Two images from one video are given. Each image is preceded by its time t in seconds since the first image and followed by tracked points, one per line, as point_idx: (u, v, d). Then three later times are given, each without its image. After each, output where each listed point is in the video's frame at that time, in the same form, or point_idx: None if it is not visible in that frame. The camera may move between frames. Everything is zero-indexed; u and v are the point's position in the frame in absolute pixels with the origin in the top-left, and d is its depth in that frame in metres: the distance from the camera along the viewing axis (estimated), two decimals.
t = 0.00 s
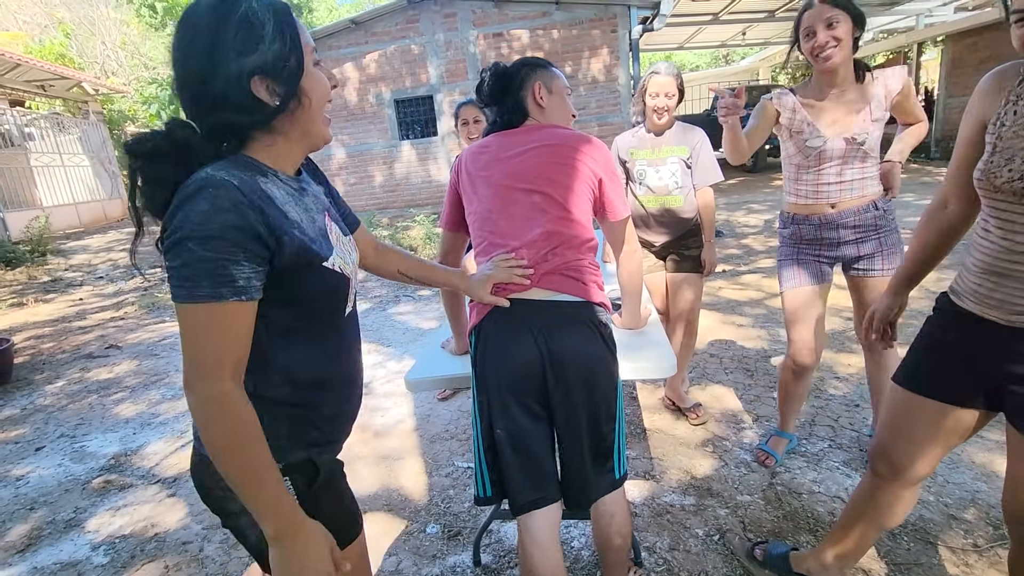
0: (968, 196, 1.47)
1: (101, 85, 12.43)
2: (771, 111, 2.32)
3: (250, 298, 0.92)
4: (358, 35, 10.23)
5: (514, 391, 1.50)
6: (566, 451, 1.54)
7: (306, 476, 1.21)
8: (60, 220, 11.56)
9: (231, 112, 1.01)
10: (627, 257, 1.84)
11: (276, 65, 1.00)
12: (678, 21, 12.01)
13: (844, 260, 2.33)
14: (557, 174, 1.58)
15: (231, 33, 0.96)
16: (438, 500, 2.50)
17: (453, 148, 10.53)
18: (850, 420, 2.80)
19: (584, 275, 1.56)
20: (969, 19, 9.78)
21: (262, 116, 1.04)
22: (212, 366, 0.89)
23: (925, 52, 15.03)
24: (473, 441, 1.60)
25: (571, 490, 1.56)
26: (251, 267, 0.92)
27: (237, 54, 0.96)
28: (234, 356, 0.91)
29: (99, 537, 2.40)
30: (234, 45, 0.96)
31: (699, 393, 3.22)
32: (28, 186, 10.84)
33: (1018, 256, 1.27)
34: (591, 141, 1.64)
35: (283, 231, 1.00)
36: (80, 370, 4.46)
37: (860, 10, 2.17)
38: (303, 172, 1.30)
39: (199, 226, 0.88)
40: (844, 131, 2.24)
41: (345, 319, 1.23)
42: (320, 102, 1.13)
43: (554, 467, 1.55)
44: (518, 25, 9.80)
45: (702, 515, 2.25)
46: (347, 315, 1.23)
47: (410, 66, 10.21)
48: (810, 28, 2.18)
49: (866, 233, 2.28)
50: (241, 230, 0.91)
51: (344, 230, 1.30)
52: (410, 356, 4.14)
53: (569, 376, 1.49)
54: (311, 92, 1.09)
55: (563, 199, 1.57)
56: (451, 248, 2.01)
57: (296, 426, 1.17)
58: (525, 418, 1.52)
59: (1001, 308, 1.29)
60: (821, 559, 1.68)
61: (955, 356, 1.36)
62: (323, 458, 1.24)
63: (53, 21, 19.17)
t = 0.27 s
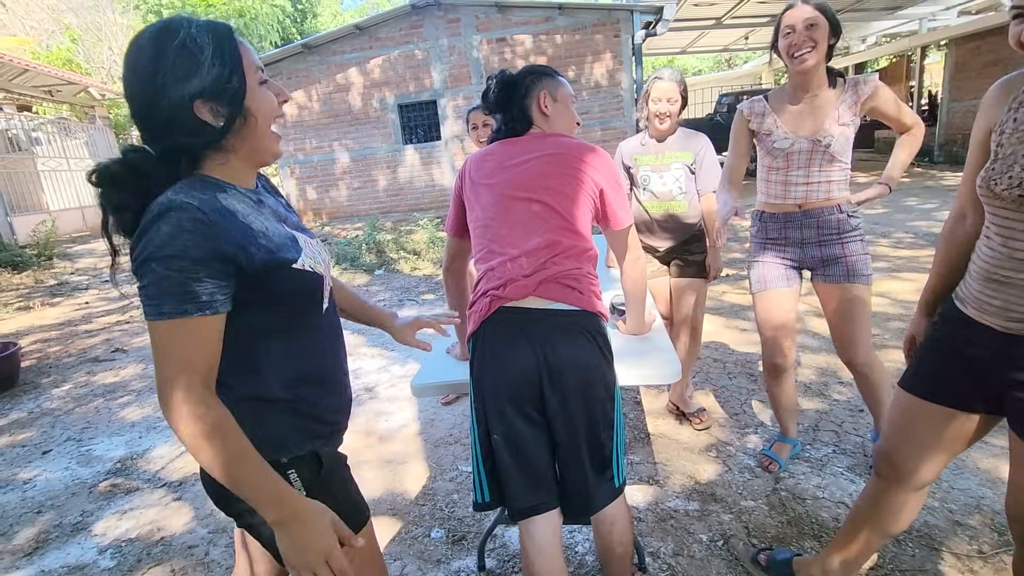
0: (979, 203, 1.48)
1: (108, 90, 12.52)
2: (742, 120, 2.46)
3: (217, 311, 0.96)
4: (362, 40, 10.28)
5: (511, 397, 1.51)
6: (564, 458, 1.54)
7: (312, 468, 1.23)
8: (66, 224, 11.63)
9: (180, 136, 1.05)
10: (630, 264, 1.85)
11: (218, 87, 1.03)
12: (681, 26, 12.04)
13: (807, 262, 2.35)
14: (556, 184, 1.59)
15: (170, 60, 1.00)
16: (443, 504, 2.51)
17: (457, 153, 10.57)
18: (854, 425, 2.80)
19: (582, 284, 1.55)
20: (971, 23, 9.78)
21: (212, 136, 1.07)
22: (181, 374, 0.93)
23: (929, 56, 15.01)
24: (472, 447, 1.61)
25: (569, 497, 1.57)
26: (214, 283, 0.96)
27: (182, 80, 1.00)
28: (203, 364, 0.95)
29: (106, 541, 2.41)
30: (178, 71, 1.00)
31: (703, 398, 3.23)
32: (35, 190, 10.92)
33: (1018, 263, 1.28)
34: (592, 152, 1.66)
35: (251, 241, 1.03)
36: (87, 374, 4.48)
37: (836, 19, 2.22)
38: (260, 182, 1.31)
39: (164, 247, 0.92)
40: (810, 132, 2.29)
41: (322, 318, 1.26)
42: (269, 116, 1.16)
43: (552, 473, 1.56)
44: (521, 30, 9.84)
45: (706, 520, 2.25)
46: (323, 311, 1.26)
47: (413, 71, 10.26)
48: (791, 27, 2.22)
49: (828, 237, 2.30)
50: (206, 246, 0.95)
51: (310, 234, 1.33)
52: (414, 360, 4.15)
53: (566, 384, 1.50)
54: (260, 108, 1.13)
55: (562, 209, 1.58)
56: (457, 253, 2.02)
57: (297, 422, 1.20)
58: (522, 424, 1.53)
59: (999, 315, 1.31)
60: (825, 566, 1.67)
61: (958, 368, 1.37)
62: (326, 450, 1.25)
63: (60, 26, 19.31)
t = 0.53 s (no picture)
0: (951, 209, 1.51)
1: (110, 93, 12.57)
2: (727, 123, 2.49)
3: (194, 314, 1.00)
4: (364, 43, 10.33)
5: (505, 400, 1.52)
6: (559, 461, 1.55)
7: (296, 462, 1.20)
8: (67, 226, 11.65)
9: (134, 160, 1.11)
10: (629, 266, 1.86)
11: (162, 111, 1.08)
12: (681, 29, 12.07)
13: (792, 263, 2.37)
14: (551, 187, 1.60)
15: (114, 88, 1.05)
16: (444, 506, 2.52)
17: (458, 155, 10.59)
18: (855, 427, 2.80)
19: (576, 287, 1.56)
20: (971, 25, 9.80)
21: (163, 158, 1.13)
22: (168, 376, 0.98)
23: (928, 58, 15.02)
24: (467, 451, 1.62)
25: (564, 500, 1.57)
26: (189, 288, 1.00)
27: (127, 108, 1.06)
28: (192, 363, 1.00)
29: (108, 542, 2.42)
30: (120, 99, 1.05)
31: (703, 399, 3.23)
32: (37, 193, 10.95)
33: (996, 269, 1.31)
34: (588, 157, 1.68)
35: (217, 248, 1.06)
36: (88, 376, 4.49)
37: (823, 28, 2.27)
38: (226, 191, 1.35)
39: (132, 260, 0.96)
40: (794, 135, 2.32)
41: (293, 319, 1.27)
42: (223, 130, 1.20)
43: (547, 476, 1.57)
44: (522, 33, 9.88)
45: (706, 522, 2.26)
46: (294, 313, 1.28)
47: (414, 74, 10.29)
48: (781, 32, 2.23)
49: (811, 236, 2.33)
50: (172, 256, 0.98)
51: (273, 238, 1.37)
52: (415, 362, 4.16)
53: (560, 387, 1.50)
54: (211, 125, 1.16)
55: (558, 212, 1.59)
56: (456, 256, 2.02)
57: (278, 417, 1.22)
58: (517, 427, 1.53)
59: (984, 326, 1.34)
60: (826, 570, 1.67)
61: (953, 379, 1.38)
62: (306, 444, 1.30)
63: (62, 30, 19.36)
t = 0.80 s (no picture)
0: (909, 214, 1.54)
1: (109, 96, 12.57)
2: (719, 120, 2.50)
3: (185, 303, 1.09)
4: (363, 46, 10.35)
5: (501, 404, 1.53)
6: (554, 465, 1.56)
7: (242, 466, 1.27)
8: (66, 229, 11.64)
9: (104, 169, 1.15)
10: (625, 268, 1.87)
11: (131, 120, 1.12)
12: (679, 31, 12.10)
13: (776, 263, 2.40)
14: (545, 189, 1.62)
15: (84, 97, 1.10)
16: (442, 507, 2.52)
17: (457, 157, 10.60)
18: (852, 428, 2.81)
19: (570, 291, 1.57)
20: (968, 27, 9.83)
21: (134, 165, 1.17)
22: (173, 364, 1.07)
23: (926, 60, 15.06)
24: (463, 455, 1.63)
25: (560, 502, 1.58)
26: (179, 281, 1.10)
27: (97, 116, 1.10)
28: (192, 346, 1.08)
29: (107, 545, 2.42)
30: (96, 109, 1.10)
31: (700, 401, 3.24)
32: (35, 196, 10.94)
33: (966, 267, 1.32)
34: (582, 160, 1.69)
35: (184, 251, 1.15)
36: (87, 379, 4.49)
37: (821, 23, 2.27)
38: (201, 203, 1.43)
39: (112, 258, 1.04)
40: (778, 135, 2.36)
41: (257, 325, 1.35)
42: (195, 138, 1.23)
43: (543, 479, 1.58)
44: (520, 36, 9.90)
45: (703, 523, 2.27)
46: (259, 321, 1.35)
47: (413, 77, 10.31)
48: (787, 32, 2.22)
49: (794, 237, 2.36)
50: (150, 254, 1.06)
51: (249, 247, 1.46)
52: (414, 364, 4.17)
53: (555, 390, 1.51)
54: (181, 132, 1.20)
55: (552, 214, 1.61)
56: (452, 259, 2.03)
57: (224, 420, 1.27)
58: (513, 431, 1.54)
59: (953, 328, 1.36)
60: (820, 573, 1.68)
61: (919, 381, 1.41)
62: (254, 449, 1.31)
63: (61, 33, 19.33)
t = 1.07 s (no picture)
0: (904, 216, 1.55)
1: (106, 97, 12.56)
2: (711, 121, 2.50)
3: (224, 323, 1.10)
4: (360, 47, 10.35)
5: (498, 406, 1.53)
6: (553, 466, 1.56)
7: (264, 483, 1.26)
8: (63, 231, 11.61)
9: (134, 170, 1.15)
10: (619, 269, 1.87)
11: (160, 124, 1.11)
12: (677, 32, 12.12)
13: (765, 263, 2.42)
14: (543, 191, 1.62)
15: (113, 98, 1.09)
16: (440, 508, 2.52)
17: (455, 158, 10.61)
18: (849, 428, 2.82)
19: (567, 292, 1.57)
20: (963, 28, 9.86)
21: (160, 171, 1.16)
22: (207, 376, 1.09)
23: (922, 61, 15.10)
24: (460, 458, 1.62)
25: (559, 503, 1.58)
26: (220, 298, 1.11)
27: (130, 117, 1.10)
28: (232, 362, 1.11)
29: (105, 547, 2.41)
30: (123, 110, 1.09)
31: (699, 401, 3.24)
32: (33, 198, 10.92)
33: (962, 268, 1.33)
34: (579, 162, 1.69)
35: (217, 262, 1.14)
36: (85, 381, 4.48)
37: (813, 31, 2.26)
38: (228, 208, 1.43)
39: (150, 273, 1.04)
40: (767, 135, 2.36)
41: (284, 338, 1.33)
42: (224, 147, 1.22)
43: (541, 480, 1.58)
44: (518, 37, 9.91)
45: (702, 523, 2.27)
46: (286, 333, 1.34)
47: (411, 78, 10.31)
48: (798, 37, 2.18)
49: (781, 236, 2.37)
50: (186, 267, 1.07)
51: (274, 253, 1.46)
52: (412, 365, 4.17)
53: (552, 391, 1.51)
54: (207, 140, 1.18)
55: (549, 215, 1.61)
56: (447, 260, 2.03)
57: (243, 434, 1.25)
58: (510, 433, 1.54)
59: (952, 330, 1.36)
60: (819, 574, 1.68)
61: (915, 383, 1.42)
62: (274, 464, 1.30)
63: (59, 35, 19.33)
